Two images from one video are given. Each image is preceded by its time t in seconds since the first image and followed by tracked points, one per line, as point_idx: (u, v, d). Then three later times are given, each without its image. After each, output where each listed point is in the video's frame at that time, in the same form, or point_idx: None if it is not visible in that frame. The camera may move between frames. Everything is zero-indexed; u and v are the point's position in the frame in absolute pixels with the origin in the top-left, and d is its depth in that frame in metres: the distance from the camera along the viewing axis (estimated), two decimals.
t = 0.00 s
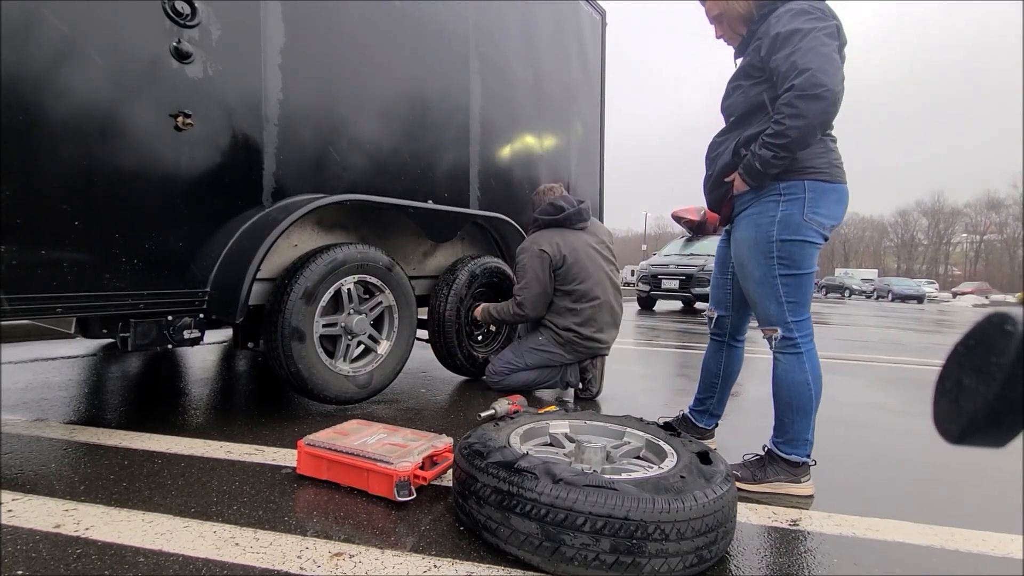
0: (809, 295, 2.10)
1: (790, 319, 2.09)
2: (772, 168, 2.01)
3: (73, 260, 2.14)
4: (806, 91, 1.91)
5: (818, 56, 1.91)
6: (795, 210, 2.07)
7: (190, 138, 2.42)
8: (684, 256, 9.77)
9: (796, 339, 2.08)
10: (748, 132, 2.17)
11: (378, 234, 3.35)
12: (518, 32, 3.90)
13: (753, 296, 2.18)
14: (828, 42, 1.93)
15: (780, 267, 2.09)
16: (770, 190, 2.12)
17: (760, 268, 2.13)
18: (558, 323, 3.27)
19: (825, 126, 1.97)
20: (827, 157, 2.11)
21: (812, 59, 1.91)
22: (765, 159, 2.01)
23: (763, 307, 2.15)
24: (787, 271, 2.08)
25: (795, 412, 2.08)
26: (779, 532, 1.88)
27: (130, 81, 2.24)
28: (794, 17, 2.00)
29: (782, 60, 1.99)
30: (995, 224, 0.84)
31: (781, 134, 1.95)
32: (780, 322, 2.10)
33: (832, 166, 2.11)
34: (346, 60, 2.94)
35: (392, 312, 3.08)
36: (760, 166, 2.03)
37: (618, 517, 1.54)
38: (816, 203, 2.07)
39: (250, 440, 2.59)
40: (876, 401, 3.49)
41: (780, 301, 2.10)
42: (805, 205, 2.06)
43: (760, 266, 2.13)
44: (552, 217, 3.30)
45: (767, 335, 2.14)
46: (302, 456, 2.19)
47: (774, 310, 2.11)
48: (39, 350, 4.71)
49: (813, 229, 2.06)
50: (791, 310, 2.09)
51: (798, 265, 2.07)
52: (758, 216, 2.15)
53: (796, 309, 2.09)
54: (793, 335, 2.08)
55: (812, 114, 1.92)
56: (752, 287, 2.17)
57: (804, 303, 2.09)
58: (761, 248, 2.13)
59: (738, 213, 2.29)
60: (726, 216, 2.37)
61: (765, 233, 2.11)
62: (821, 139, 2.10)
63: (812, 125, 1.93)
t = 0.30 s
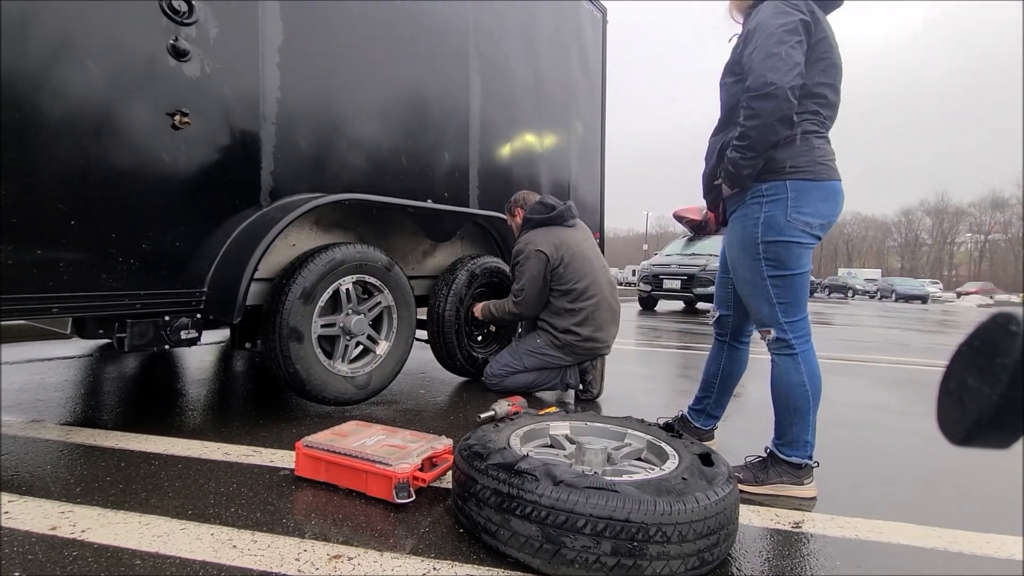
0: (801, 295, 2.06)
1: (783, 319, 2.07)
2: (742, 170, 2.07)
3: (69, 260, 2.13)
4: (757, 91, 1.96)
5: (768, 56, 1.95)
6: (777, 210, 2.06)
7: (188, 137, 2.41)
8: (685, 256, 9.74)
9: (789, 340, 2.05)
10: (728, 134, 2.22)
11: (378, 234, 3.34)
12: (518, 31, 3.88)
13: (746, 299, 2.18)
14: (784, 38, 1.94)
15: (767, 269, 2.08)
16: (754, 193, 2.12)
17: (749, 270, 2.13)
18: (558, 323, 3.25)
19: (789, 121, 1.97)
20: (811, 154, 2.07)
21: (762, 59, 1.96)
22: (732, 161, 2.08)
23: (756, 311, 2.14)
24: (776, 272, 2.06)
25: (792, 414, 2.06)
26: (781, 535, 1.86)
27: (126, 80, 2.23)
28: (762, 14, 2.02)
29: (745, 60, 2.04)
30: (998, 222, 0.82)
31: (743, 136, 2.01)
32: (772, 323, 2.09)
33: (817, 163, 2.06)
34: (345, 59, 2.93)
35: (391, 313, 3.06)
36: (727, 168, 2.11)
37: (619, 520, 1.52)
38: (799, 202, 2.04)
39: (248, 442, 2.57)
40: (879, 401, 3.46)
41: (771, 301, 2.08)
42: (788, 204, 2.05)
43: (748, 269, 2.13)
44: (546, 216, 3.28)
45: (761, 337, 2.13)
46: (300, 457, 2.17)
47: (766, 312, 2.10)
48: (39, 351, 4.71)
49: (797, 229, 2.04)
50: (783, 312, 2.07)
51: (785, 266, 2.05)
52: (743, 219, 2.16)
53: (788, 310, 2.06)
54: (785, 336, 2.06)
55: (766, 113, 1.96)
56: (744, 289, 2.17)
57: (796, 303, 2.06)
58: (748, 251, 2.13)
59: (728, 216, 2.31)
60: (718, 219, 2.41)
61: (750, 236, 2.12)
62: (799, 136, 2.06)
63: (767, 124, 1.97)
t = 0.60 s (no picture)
0: (819, 296, 2.06)
1: (799, 320, 2.06)
2: (786, 162, 1.98)
3: (68, 260, 2.13)
4: (821, 81, 1.87)
5: (831, 47, 1.88)
6: (807, 209, 2.03)
7: (187, 137, 2.40)
8: (686, 256, 9.72)
9: (804, 342, 2.04)
10: (761, 127, 2.14)
11: (378, 234, 3.33)
12: (518, 30, 3.87)
13: (762, 297, 2.15)
14: (845, 32, 1.90)
15: (790, 268, 2.05)
16: (786, 188, 2.07)
17: (770, 268, 2.10)
18: (556, 322, 3.24)
19: (844, 118, 1.92)
20: (842, 154, 2.07)
21: (824, 49, 1.88)
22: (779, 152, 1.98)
23: (773, 310, 2.12)
24: (797, 271, 2.05)
25: (800, 415, 2.05)
26: (782, 535, 1.85)
27: (126, 79, 2.23)
28: (817, 6, 1.97)
29: (799, 48, 1.96)
30: (999, 221, 0.81)
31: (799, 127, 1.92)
32: (791, 323, 2.07)
33: (848, 164, 2.07)
34: (344, 58, 2.92)
35: (391, 312, 3.05)
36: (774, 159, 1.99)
37: (619, 520, 1.51)
38: (829, 202, 2.03)
39: (248, 442, 2.57)
40: (880, 401, 3.45)
41: (791, 301, 2.06)
42: (818, 204, 2.02)
43: (769, 267, 2.10)
44: (540, 216, 3.28)
45: (777, 336, 2.11)
46: (300, 458, 2.16)
47: (783, 311, 2.08)
48: (39, 351, 4.72)
49: (825, 229, 2.02)
50: (800, 312, 2.06)
51: (809, 266, 2.03)
52: (769, 215, 2.11)
53: (806, 311, 2.05)
54: (801, 337, 2.05)
55: (826, 106, 1.88)
56: (762, 287, 2.14)
57: (815, 305, 2.06)
58: (772, 248, 2.09)
59: (747, 211, 2.25)
60: (734, 213, 2.32)
61: (777, 233, 2.08)
62: (835, 134, 2.06)
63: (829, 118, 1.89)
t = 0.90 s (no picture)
0: (819, 297, 2.05)
1: (798, 320, 2.06)
2: (789, 161, 1.98)
3: (68, 260, 2.13)
4: (825, 81, 1.87)
5: (836, 47, 1.88)
6: (807, 208, 2.03)
7: (187, 137, 2.40)
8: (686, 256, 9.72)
9: (802, 342, 2.04)
10: (765, 126, 2.14)
11: (378, 234, 3.33)
12: (518, 30, 3.87)
13: (762, 296, 2.15)
14: (851, 32, 1.90)
15: (790, 267, 2.05)
16: (788, 187, 2.07)
17: (770, 267, 2.10)
18: (552, 323, 3.24)
19: (847, 118, 1.92)
20: (845, 153, 2.06)
21: (829, 48, 1.88)
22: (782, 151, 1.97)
23: (773, 309, 2.12)
24: (797, 271, 2.05)
25: (799, 415, 2.05)
26: (782, 536, 1.85)
27: (125, 79, 2.23)
28: (824, 6, 1.97)
29: (804, 48, 1.96)
30: (999, 221, 0.81)
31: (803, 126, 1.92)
32: (790, 323, 2.07)
33: (851, 163, 2.06)
34: (343, 58, 2.92)
35: (392, 313, 3.05)
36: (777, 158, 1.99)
37: (619, 520, 1.51)
38: (831, 201, 2.02)
39: (248, 442, 2.57)
40: (880, 401, 3.45)
41: (790, 301, 2.06)
42: (819, 203, 2.02)
43: (769, 266, 2.11)
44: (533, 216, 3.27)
45: (775, 336, 2.11)
46: (300, 458, 2.16)
47: (782, 311, 2.08)
48: (39, 351, 4.72)
49: (826, 228, 2.02)
50: (799, 312, 2.06)
51: (808, 265, 2.03)
52: (770, 215, 2.11)
53: (805, 311, 2.05)
54: (799, 337, 2.05)
55: (829, 105, 1.88)
56: (762, 286, 2.14)
57: (814, 305, 2.05)
58: (772, 247, 2.09)
59: (749, 210, 2.25)
60: (736, 212, 2.33)
61: (778, 232, 2.08)
62: (839, 134, 2.06)
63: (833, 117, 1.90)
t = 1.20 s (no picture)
0: (820, 298, 2.05)
1: (799, 320, 2.06)
2: (790, 162, 1.98)
3: (69, 260, 2.13)
4: (827, 82, 1.87)
5: (838, 47, 1.88)
6: (808, 208, 2.03)
7: (187, 137, 2.40)
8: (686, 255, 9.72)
9: (803, 342, 2.04)
10: (763, 126, 2.14)
11: (378, 234, 3.33)
12: (517, 30, 3.87)
13: (762, 297, 2.15)
14: (852, 32, 1.90)
15: (790, 268, 2.05)
16: (788, 188, 2.07)
17: (770, 268, 2.10)
18: (554, 324, 3.23)
19: (847, 119, 1.92)
20: (844, 153, 2.07)
21: (831, 49, 1.88)
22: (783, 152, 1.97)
23: (773, 311, 2.12)
24: (797, 271, 2.05)
25: (800, 416, 2.05)
26: (782, 536, 1.85)
27: (126, 79, 2.23)
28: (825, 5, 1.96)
29: (805, 48, 1.95)
30: (998, 221, 0.81)
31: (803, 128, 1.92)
32: (790, 323, 2.07)
33: (850, 163, 2.07)
34: (343, 58, 2.92)
35: (391, 313, 3.05)
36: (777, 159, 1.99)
37: (619, 521, 1.51)
38: (831, 201, 2.02)
39: (248, 442, 2.57)
40: (880, 401, 3.45)
41: (790, 301, 2.06)
42: (819, 204, 2.02)
43: (769, 266, 2.11)
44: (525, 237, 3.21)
45: (776, 337, 2.11)
46: (300, 458, 2.16)
47: (782, 311, 2.08)
48: (40, 351, 4.72)
49: (826, 229, 2.02)
50: (799, 313, 2.06)
51: (809, 265, 2.04)
52: (770, 215, 2.11)
53: (805, 312, 2.05)
54: (800, 337, 2.05)
55: (831, 106, 1.88)
56: (762, 287, 2.14)
57: (815, 305, 2.05)
58: (773, 248, 2.09)
59: (749, 210, 2.25)
60: (734, 213, 2.32)
61: (778, 232, 2.08)
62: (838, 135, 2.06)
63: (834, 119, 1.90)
